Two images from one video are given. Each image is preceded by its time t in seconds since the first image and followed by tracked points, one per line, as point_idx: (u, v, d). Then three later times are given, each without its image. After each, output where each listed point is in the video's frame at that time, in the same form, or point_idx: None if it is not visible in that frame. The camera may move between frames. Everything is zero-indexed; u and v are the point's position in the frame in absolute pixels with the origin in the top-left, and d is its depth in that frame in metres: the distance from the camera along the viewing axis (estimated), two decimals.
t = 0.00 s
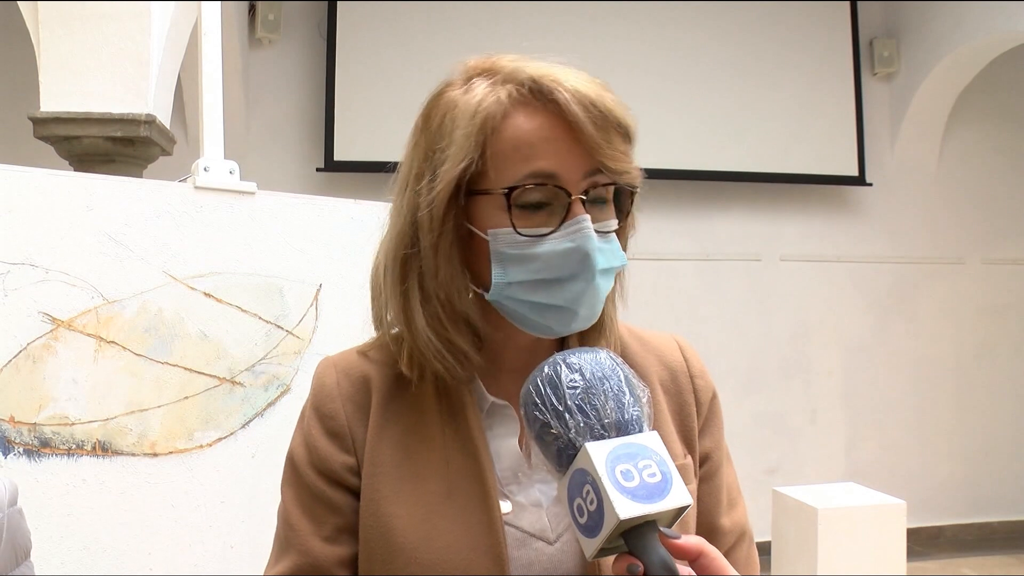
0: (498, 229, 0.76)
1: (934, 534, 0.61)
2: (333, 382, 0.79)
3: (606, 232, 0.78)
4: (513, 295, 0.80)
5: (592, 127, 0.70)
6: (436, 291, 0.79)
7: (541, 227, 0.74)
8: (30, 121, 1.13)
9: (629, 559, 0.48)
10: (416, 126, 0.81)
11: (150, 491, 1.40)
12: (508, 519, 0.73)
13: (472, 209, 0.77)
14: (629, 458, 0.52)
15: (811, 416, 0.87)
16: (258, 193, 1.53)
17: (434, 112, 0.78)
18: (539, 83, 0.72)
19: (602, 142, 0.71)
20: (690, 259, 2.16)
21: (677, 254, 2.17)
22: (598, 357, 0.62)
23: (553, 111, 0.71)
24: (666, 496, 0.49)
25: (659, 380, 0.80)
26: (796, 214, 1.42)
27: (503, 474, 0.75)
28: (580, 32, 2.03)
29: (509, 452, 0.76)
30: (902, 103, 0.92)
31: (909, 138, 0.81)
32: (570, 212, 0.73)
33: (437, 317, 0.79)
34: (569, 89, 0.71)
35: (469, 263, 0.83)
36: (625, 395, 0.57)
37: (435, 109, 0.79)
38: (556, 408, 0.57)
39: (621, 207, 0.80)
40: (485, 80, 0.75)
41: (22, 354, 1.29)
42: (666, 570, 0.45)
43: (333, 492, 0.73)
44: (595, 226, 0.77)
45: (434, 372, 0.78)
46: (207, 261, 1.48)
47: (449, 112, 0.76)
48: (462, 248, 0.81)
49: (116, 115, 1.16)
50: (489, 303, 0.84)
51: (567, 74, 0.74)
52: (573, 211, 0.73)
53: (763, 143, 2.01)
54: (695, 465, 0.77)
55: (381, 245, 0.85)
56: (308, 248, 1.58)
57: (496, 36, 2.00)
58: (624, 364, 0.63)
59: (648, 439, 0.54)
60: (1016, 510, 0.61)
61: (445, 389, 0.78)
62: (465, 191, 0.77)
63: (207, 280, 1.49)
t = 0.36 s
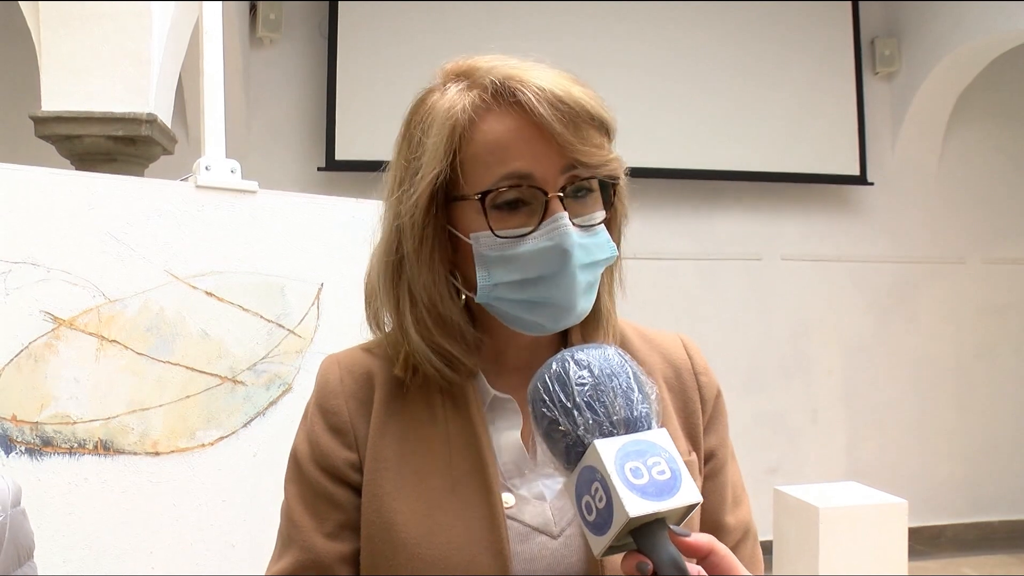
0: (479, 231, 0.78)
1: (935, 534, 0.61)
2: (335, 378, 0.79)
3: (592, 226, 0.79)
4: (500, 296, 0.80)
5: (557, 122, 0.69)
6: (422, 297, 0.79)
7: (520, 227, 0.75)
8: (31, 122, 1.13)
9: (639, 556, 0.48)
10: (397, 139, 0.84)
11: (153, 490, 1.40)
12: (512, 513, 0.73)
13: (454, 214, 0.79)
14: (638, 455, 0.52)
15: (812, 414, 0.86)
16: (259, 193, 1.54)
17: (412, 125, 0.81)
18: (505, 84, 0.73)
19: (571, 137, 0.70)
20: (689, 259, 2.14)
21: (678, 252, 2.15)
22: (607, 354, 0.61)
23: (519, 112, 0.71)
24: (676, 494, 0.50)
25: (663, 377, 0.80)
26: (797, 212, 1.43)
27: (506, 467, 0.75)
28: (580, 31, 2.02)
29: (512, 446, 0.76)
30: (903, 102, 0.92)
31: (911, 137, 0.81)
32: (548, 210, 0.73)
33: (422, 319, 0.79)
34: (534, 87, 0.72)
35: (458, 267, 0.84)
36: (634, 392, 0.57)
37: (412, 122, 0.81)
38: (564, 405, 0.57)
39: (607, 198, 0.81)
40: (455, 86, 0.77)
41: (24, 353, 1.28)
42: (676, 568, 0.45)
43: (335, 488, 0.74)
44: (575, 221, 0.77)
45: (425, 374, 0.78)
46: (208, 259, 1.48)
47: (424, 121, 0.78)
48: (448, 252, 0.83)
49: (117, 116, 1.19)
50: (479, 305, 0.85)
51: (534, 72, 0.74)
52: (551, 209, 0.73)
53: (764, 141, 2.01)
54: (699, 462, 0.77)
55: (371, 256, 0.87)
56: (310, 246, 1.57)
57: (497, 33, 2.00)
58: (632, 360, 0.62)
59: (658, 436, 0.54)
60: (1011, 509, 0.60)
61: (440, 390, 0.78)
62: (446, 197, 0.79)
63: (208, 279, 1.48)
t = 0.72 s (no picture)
0: (481, 233, 0.77)
1: (935, 532, 0.61)
2: (335, 376, 0.79)
3: (598, 224, 0.78)
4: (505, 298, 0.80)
5: (556, 117, 0.69)
6: (424, 303, 0.79)
7: (524, 227, 0.74)
8: (31, 119, 1.12)
9: (641, 554, 0.48)
10: (395, 144, 0.84)
11: (153, 487, 1.40)
12: (513, 513, 0.73)
13: (455, 216, 0.79)
14: (640, 452, 0.52)
15: (814, 413, 0.86)
16: (260, 190, 1.51)
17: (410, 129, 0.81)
18: (503, 82, 0.73)
19: (572, 131, 0.70)
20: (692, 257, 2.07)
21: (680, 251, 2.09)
22: (608, 349, 0.61)
23: (516, 109, 0.71)
24: (678, 490, 0.50)
25: (665, 376, 0.80)
26: (798, 210, 1.43)
27: (507, 466, 0.75)
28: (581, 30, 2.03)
29: (513, 445, 0.76)
30: (904, 101, 0.93)
31: (912, 136, 0.81)
32: (552, 208, 0.72)
33: (425, 326, 0.79)
34: (532, 84, 0.71)
35: (460, 271, 0.84)
36: (636, 388, 0.57)
37: (410, 126, 0.81)
38: (566, 401, 0.56)
39: (611, 195, 0.80)
40: (452, 86, 0.77)
41: (25, 350, 1.29)
42: (678, 566, 0.45)
43: (335, 486, 0.74)
44: (581, 218, 0.76)
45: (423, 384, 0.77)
46: (209, 257, 1.48)
47: (423, 123, 0.78)
48: (450, 255, 0.83)
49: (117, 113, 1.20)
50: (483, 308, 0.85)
51: (532, 68, 0.74)
52: (555, 206, 0.72)
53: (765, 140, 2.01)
54: (700, 460, 0.77)
55: (371, 262, 0.87)
56: (310, 244, 1.56)
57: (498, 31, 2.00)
58: (634, 356, 0.62)
59: (660, 433, 0.54)
60: (1013, 508, 0.58)
61: (443, 392, 0.77)
62: (447, 198, 0.78)
63: (210, 276, 1.48)
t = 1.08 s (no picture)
0: (474, 235, 0.78)
1: (936, 532, 0.61)
2: (332, 377, 0.79)
3: (590, 225, 0.78)
4: (499, 300, 0.80)
5: (548, 119, 0.69)
6: (417, 305, 0.80)
7: (515, 229, 0.74)
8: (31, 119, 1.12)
9: (636, 551, 0.49)
10: (387, 143, 0.84)
11: (154, 487, 1.40)
12: (512, 514, 0.73)
13: (447, 217, 0.79)
14: (636, 449, 0.52)
15: (813, 413, 0.86)
16: (260, 189, 1.51)
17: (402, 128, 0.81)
18: (493, 83, 0.73)
19: (563, 133, 0.70)
20: (690, 257, 2.07)
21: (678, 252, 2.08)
22: (605, 345, 0.61)
23: (508, 111, 0.71)
24: (674, 487, 0.49)
25: (663, 376, 0.80)
26: (797, 210, 1.43)
27: (506, 467, 0.75)
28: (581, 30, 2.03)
29: (511, 446, 0.76)
30: (904, 100, 0.93)
31: (912, 135, 0.81)
32: (544, 210, 0.73)
33: (418, 327, 0.79)
34: (522, 85, 0.71)
35: (454, 270, 0.84)
36: (632, 385, 0.57)
37: (403, 125, 0.81)
38: (562, 397, 0.56)
39: (605, 196, 0.81)
40: (443, 87, 0.76)
41: (24, 350, 1.28)
42: (674, 562, 0.45)
43: (334, 487, 0.74)
44: (573, 220, 0.76)
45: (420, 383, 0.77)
46: (208, 257, 1.48)
47: (414, 125, 0.78)
48: (442, 255, 0.83)
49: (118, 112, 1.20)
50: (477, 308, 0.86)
51: (522, 68, 0.74)
52: (547, 209, 0.72)
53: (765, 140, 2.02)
54: (699, 461, 0.77)
55: (364, 262, 0.87)
56: (310, 244, 1.57)
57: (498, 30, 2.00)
58: (630, 352, 0.62)
59: (655, 430, 0.54)
60: (1013, 508, 0.59)
61: (440, 392, 0.77)
62: (439, 200, 0.79)
63: (209, 276, 1.48)
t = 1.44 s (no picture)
0: (470, 234, 0.77)
1: (935, 532, 0.61)
2: (331, 377, 0.79)
3: (587, 225, 0.78)
4: (494, 300, 0.80)
5: (544, 119, 0.69)
6: (413, 303, 0.79)
7: (511, 229, 0.74)
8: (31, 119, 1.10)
9: (626, 552, 0.47)
10: (385, 143, 0.84)
11: (154, 488, 1.40)
12: (510, 514, 0.73)
13: (444, 216, 0.79)
14: (625, 450, 0.52)
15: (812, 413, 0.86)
16: (260, 189, 1.52)
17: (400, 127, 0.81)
18: (490, 83, 0.73)
19: (559, 133, 0.70)
20: (688, 257, 2.08)
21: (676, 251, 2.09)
22: (593, 347, 0.61)
23: (505, 110, 0.71)
24: (663, 488, 0.49)
25: (661, 376, 0.80)
26: (796, 211, 1.43)
27: (504, 466, 0.75)
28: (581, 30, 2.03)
29: (509, 448, 0.76)
30: (903, 101, 0.93)
31: (912, 135, 0.81)
32: (540, 210, 0.72)
33: (415, 326, 0.79)
34: (519, 85, 0.71)
35: (450, 270, 0.84)
36: (621, 386, 0.57)
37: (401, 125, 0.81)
38: (551, 399, 0.57)
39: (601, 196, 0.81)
40: (440, 87, 0.76)
41: (24, 349, 1.28)
42: (663, 565, 0.45)
43: (333, 487, 0.74)
44: (569, 220, 0.76)
45: (418, 381, 0.78)
46: (208, 257, 1.48)
47: (411, 124, 0.79)
48: (439, 255, 0.83)
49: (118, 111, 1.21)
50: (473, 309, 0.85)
51: (519, 69, 0.74)
52: (543, 209, 0.72)
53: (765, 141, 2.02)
54: (696, 460, 0.77)
55: (362, 261, 0.87)
56: (310, 244, 1.57)
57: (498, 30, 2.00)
58: (619, 354, 0.62)
59: (644, 430, 0.54)
60: (1014, 508, 0.59)
61: (437, 390, 0.78)
62: (436, 199, 0.79)
63: (209, 276, 1.48)
